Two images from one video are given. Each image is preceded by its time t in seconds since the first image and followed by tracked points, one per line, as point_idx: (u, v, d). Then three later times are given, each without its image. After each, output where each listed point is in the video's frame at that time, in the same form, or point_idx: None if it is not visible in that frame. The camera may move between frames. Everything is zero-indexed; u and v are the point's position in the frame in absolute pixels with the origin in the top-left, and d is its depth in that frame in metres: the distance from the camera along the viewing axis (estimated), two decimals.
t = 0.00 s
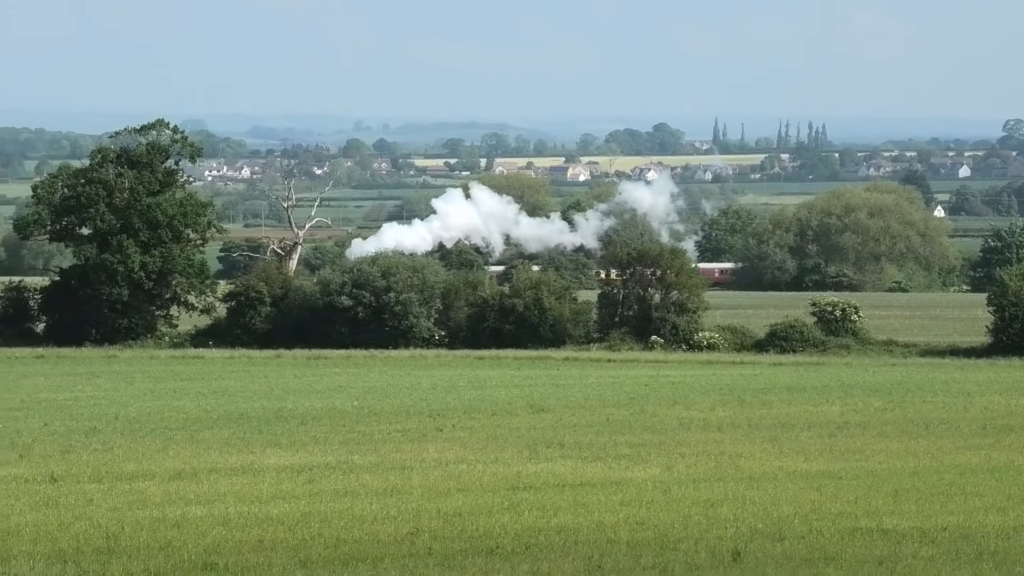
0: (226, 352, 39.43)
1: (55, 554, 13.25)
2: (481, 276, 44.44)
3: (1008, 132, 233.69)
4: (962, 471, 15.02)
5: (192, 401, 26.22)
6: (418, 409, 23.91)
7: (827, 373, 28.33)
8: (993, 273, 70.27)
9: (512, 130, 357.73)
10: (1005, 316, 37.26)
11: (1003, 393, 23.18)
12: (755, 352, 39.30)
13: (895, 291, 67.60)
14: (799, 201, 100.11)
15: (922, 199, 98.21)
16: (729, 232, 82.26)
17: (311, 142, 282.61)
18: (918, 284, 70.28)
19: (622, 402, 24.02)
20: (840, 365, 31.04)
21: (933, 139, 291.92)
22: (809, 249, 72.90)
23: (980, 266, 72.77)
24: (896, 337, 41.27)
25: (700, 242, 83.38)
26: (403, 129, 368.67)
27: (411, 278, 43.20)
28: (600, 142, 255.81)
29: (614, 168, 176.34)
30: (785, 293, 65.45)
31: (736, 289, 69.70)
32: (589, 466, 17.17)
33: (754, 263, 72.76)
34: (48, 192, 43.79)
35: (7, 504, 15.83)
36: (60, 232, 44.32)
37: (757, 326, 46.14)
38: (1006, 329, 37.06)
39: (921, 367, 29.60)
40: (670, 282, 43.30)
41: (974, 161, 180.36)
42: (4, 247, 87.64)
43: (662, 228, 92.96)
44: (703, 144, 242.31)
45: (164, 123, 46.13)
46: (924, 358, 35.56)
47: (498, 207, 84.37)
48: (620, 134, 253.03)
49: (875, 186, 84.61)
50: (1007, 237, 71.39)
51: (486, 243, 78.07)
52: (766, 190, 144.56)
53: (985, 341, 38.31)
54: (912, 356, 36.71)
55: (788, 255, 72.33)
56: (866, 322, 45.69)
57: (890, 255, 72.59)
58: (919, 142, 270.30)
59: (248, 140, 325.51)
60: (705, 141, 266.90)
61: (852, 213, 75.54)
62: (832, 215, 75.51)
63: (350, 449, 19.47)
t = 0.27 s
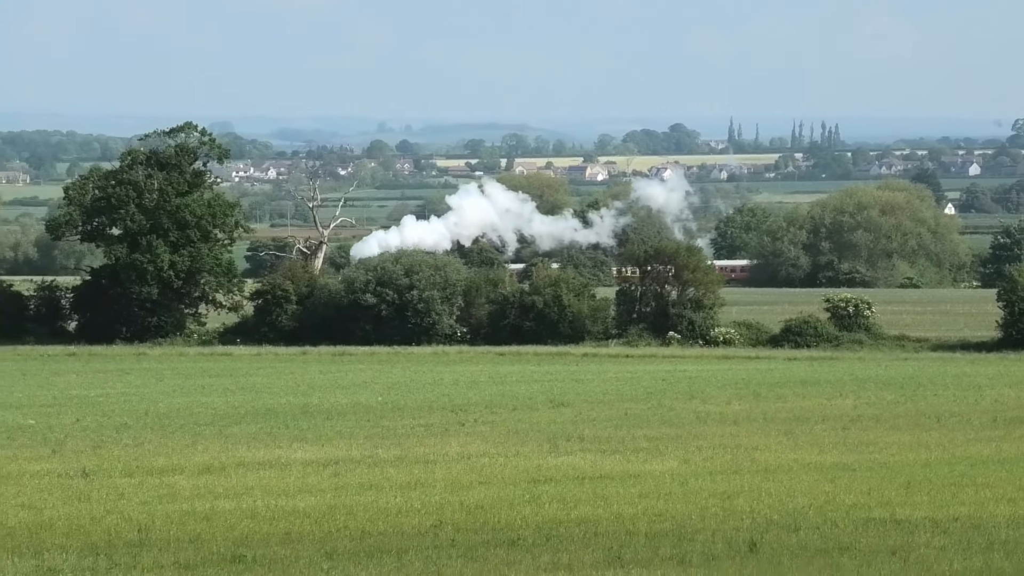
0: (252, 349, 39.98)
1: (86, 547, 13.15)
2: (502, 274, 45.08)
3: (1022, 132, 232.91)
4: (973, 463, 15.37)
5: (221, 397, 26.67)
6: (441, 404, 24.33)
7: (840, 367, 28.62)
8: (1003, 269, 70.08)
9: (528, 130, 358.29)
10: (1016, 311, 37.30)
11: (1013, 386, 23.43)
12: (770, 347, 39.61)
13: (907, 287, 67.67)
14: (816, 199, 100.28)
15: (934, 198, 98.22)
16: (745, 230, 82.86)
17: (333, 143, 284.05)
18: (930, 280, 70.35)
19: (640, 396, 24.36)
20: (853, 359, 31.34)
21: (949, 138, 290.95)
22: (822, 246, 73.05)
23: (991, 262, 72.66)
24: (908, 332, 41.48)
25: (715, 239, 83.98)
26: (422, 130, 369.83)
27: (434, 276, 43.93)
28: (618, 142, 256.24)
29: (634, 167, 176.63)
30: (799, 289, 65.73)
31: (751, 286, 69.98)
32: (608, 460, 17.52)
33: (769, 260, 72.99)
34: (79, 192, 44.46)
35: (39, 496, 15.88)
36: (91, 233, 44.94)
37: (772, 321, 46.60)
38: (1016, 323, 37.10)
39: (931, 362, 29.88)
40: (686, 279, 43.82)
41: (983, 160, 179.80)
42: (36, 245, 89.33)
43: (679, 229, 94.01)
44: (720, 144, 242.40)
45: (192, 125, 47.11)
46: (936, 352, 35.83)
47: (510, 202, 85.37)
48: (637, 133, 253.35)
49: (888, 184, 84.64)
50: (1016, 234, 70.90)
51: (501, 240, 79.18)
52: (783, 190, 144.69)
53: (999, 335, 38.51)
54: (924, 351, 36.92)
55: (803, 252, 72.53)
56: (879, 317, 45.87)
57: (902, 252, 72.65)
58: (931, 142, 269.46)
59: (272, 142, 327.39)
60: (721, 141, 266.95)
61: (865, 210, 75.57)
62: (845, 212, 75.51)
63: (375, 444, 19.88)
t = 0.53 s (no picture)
0: (276, 350, 40.16)
1: (109, 548, 13.21)
2: (525, 276, 45.18)
3: None
4: (998, 467, 15.34)
5: (245, 398, 26.84)
6: (464, 406, 24.40)
7: (863, 371, 28.54)
8: None
9: (551, 132, 358.59)
10: None
11: None
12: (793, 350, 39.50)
13: (931, 290, 67.28)
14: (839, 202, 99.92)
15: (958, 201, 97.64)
16: (769, 233, 82.62)
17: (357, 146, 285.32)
18: (954, 283, 69.94)
19: (664, 399, 24.35)
20: (876, 362, 31.24)
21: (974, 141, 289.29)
22: (846, 250, 72.74)
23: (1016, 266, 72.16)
24: (932, 336, 41.28)
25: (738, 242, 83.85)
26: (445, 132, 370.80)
27: (457, 278, 44.05)
28: (641, 145, 256.14)
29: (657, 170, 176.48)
30: (822, 293, 65.53)
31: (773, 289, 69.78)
32: (631, 462, 17.54)
33: (793, 263, 72.76)
34: (105, 194, 44.80)
35: (63, 497, 15.97)
36: (116, 234, 45.20)
37: (796, 324, 46.44)
38: None
39: (955, 366, 29.74)
40: (710, 281, 43.81)
41: (1008, 163, 178.71)
42: (62, 246, 89.95)
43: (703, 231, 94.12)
44: (743, 147, 241.96)
45: (217, 127, 47.33)
46: (960, 356, 35.68)
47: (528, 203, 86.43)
48: (660, 136, 253.23)
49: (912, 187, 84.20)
50: None
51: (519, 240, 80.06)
52: (807, 193, 144.16)
53: None
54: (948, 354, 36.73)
55: (826, 255, 72.26)
56: (903, 320, 45.66)
57: (926, 256, 72.20)
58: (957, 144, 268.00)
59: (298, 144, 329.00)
60: (745, 144, 266.42)
61: (889, 213, 75.18)
62: (869, 215, 75.18)
63: (398, 446, 19.94)
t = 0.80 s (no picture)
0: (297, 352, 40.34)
1: (132, 549, 13.30)
2: (546, 277, 45.28)
3: None
4: (1020, 470, 15.31)
5: (267, 400, 26.99)
6: (485, 408, 24.47)
7: (885, 373, 28.45)
8: None
9: (573, 134, 358.85)
10: None
11: None
12: (815, 352, 39.36)
13: (953, 293, 66.94)
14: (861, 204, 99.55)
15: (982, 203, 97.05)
16: (790, 235, 82.39)
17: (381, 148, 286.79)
18: (976, 285, 69.58)
19: (686, 401, 24.32)
20: (898, 364, 31.16)
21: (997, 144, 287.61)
22: (867, 252, 72.45)
23: None
24: (954, 338, 41.06)
25: (760, 244, 83.69)
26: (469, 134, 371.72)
27: (478, 280, 44.17)
28: (664, 147, 255.94)
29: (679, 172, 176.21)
30: (843, 295, 65.34)
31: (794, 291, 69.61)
32: (652, 464, 17.56)
33: (814, 265, 72.55)
34: (126, 196, 45.11)
35: (84, 498, 16.05)
36: (137, 236, 45.48)
37: (818, 326, 46.30)
38: None
39: (979, 368, 29.60)
40: (731, 283, 43.89)
41: None
42: (83, 247, 90.57)
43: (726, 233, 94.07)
44: (765, 149, 241.44)
45: (239, 129, 47.57)
46: (982, 358, 35.49)
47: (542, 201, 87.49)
48: (682, 138, 252.95)
49: (934, 189, 83.80)
50: None
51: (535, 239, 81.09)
52: (828, 195, 143.70)
53: None
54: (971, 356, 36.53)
55: (848, 258, 72.02)
56: (926, 322, 45.41)
57: (948, 258, 71.80)
58: (980, 147, 266.67)
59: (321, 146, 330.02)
60: (768, 146, 265.83)
61: (911, 216, 74.85)
62: (890, 218, 74.88)
63: (419, 448, 20.01)
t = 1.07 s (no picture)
0: (319, 351, 40.53)
1: (154, 548, 13.37)
2: (567, 277, 45.38)
3: None
4: None
5: (288, 400, 27.13)
6: (506, 407, 24.55)
7: (906, 372, 28.36)
8: None
9: (593, 134, 358.50)
10: None
11: None
12: (836, 352, 39.28)
13: (975, 292, 66.62)
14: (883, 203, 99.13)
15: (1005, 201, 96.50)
16: (811, 234, 82.14)
17: (402, 147, 287.29)
18: (998, 284, 69.21)
19: (707, 401, 24.35)
20: (919, 364, 31.05)
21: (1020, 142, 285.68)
22: (889, 251, 72.18)
23: None
24: (976, 337, 40.87)
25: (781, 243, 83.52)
26: (489, 134, 371.78)
27: (499, 280, 44.32)
28: (685, 146, 255.30)
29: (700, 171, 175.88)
30: (865, 294, 65.15)
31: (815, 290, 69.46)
32: (673, 463, 17.61)
33: (835, 265, 72.35)
34: (148, 195, 45.56)
35: (107, 497, 16.19)
36: (159, 236, 45.90)
37: (839, 325, 46.21)
38: None
39: (1001, 367, 29.47)
40: (752, 283, 43.95)
41: None
42: (104, 248, 91.74)
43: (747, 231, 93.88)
44: (786, 148, 240.53)
45: (260, 129, 47.83)
46: (1005, 358, 35.35)
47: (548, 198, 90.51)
48: (703, 137, 252.24)
49: (957, 188, 83.36)
50: None
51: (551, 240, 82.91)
52: (849, 194, 143.11)
53: None
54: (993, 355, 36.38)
55: (869, 257, 71.79)
56: (948, 321, 45.22)
57: (970, 257, 71.45)
58: (1003, 146, 264.94)
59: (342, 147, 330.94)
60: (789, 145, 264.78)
61: (932, 215, 74.54)
62: (911, 217, 74.58)
63: (440, 447, 20.11)
